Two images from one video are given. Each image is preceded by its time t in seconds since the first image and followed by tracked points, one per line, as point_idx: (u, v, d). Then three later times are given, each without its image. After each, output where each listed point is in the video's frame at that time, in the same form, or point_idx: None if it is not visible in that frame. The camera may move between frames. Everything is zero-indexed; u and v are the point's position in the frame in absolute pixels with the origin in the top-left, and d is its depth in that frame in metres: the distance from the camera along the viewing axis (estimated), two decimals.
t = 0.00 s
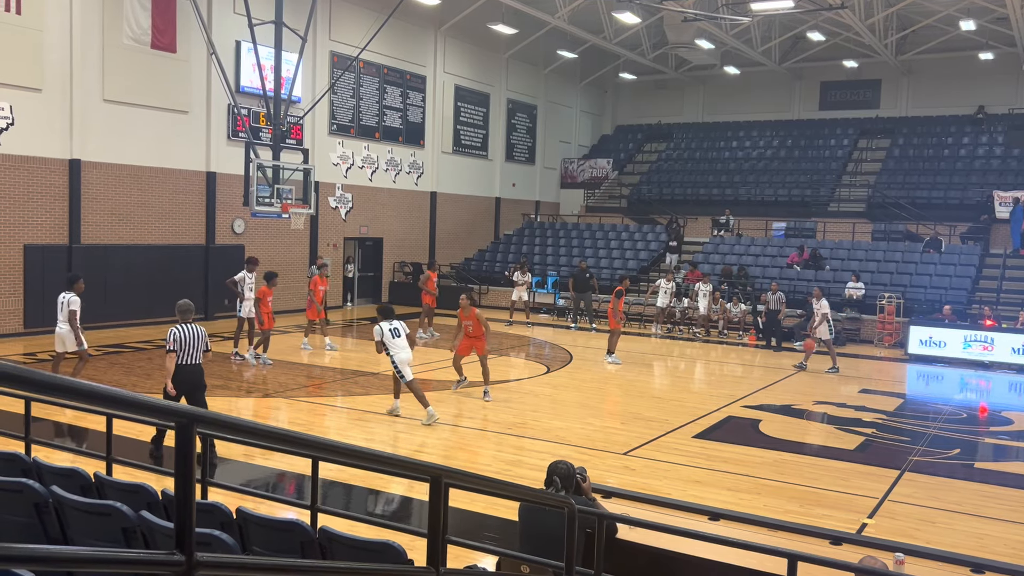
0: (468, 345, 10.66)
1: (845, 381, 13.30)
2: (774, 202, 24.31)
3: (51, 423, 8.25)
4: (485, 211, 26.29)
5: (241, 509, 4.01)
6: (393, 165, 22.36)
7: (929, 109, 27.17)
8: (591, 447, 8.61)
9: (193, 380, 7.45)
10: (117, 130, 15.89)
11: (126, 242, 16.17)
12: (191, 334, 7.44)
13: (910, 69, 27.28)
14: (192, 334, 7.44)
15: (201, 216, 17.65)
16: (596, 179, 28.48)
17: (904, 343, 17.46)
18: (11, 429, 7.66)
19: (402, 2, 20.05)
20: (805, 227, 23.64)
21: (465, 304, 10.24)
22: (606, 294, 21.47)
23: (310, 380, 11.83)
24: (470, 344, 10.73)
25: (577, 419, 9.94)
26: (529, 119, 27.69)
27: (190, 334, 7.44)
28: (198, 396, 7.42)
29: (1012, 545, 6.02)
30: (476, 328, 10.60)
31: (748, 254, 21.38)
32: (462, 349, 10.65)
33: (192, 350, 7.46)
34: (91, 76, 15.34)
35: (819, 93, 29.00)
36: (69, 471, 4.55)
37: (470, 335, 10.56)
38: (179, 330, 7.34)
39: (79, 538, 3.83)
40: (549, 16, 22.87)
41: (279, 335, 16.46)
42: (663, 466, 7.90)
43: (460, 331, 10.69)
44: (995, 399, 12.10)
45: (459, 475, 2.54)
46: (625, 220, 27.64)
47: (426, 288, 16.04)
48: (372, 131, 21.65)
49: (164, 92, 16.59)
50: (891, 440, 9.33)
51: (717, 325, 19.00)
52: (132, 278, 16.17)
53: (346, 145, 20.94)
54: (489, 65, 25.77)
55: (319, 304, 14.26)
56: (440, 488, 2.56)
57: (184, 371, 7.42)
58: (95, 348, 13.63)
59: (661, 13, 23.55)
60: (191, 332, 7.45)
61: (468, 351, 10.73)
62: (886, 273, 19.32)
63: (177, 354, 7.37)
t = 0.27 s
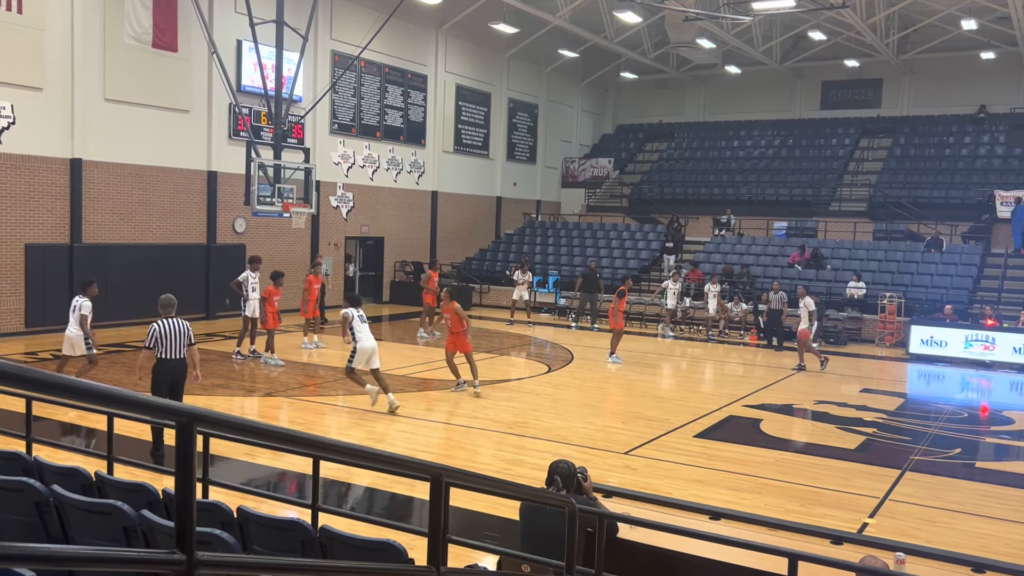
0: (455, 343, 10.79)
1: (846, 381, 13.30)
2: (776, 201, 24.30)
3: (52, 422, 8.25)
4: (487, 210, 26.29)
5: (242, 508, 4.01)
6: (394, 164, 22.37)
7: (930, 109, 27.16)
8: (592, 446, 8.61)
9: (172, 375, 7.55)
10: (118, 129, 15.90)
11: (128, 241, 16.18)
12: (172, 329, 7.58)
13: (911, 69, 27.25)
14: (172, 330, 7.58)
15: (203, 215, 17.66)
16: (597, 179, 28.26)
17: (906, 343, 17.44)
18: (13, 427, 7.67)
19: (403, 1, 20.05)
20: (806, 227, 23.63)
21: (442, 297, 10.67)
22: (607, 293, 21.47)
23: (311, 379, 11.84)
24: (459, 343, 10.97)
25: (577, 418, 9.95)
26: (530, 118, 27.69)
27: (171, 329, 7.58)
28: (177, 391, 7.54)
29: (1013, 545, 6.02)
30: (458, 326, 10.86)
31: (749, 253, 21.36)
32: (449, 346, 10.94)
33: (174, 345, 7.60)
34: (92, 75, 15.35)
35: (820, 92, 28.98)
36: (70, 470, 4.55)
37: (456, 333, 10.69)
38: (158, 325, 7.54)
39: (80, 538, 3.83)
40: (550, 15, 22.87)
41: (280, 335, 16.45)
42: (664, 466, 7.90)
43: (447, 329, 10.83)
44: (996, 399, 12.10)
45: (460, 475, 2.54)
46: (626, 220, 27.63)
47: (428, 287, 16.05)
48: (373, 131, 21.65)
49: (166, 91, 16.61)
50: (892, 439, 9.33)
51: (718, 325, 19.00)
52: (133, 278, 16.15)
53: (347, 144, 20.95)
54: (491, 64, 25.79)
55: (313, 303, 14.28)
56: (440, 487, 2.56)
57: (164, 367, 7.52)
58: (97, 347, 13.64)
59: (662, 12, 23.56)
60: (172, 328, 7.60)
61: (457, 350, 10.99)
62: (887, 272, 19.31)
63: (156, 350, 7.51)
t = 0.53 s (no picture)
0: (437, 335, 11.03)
1: (847, 380, 13.30)
2: (778, 200, 24.29)
3: (53, 420, 8.26)
4: (488, 210, 26.30)
5: (243, 507, 4.01)
6: (395, 163, 22.37)
7: (932, 108, 27.13)
8: (593, 445, 8.61)
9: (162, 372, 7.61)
10: (119, 128, 15.90)
11: (129, 239, 16.18)
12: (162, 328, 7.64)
13: (913, 68, 27.23)
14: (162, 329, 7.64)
15: (204, 213, 17.66)
16: (599, 178, 28.42)
17: (907, 342, 17.42)
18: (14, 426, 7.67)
19: None
20: (807, 226, 23.63)
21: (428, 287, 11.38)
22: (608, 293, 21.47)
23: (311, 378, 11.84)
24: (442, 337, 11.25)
25: (578, 417, 9.95)
26: (531, 117, 27.69)
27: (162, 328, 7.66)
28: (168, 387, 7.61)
29: (1014, 544, 6.01)
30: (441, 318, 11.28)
31: (750, 252, 21.34)
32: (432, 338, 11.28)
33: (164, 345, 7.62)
34: (93, 74, 15.35)
35: (822, 91, 28.95)
36: (71, 469, 4.55)
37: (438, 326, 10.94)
38: (150, 320, 7.69)
39: (81, 536, 3.83)
40: (552, 14, 22.85)
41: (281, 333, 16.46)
42: (665, 465, 7.90)
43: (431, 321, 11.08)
44: (998, 399, 12.09)
45: (461, 473, 2.54)
46: (628, 219, 27.62)
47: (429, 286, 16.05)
48: (375, 129, 21.66)
49: (167, 90, 16.62)
50: (893, 439, 9.33)
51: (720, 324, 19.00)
52: (134, 276, 16.16)
53: (349, 143, 20.96)
54: (492, 63, 25.79)
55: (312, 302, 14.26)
56: (441, 486, 2.56)
57: (150, 366, 7.55)
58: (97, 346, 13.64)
59: (664, 11, 23.56)
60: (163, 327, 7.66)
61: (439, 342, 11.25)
62: (889, 271, 19.31)
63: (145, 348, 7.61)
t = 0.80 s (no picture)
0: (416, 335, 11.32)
1: (847, 380, 13.30)
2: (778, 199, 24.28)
3: (54, 419, 8.27)
4: (489, 208, 26.30)
5: (243, 506, 4.01)
6: (396, 162, 22.36)
7: (933, 107, 27.10)
8: (593, 444, 8.62)
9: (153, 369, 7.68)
10: (120, 126, 15.91)
11: (130, 238, 16.18)
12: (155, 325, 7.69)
13: (914, 67, 27.22)
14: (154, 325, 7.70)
15: (205, 212, 17.67)
16: (600, 176, 28.32)
17: (908, 341, 17.41)
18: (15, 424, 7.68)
19: None
20: (808, 225, 23.59)
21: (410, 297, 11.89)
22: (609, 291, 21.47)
23: (312, 376, 11.86)
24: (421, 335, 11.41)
25: (579, 416, 9.96)
26: (532, 116, 27.68)
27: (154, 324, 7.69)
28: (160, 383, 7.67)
29: (1015, 544, 6.01)
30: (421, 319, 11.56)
31: (751, 251, 21.33)
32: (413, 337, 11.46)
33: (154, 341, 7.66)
34: (94, 73, 15.35)
35: (823, 90, 28.93)
36: (72, 467, 4.56)
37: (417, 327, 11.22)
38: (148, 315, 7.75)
39: (81, 534, 3.84)
40: (553, 13, 22.84)
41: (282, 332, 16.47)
42: (666, 464, 7.90)
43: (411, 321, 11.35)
44: (998, 398, 12.09)
45: (461, 472, 2.55)
46: (628, 218, 27.61)
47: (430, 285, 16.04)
48: (375, 128, 21.66)
49: (169, 89, 16.64)
50: (894, 438, 9.33)
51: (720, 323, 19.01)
52: (135, 275, 16.16)
53: (349, 142, 20.97)
54: (493, 62, 25.78)
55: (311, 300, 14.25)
56: (442, 484, 2.56)
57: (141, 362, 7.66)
58: (98, 344, 13.64)
59: (665, 10, 23.54)
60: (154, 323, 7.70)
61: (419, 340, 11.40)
62: (890, 270, 19.31)
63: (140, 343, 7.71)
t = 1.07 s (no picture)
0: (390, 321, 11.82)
1: (848, 379, 13.29)
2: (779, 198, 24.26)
3: (55, 417, 8.28)
4: (489, 207, 26.29)
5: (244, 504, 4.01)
6: (396, 160, 22.35)
7: (934, 106, 27.08)
8: (594, 443, 8.62)
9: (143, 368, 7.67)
10: (121, 125, 15.91)
11: (131, 236, 16.19)
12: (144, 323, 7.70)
13: (915, 66, 27.19)
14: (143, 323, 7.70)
15: (206, 210, 17.68)
16: (601, 174, 28.00)
17: (909, 340, 17.40)
18: (15, 423, 7.69)
19: None
20: (809, 224, 23.57)
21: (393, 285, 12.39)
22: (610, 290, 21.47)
23: (313, 375, 11.86)
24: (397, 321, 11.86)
25: (579, 415, 9.96)
26: (533, 114, 27.66)
27: (145, 321, 7.70)
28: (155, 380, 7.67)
29: (1015, 543, 6.01)
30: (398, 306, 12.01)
31: (752, 249, 21.34)
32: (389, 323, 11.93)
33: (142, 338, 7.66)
34: (95, 71, 15.35)
35: (824, 89, 28.92)
36: (73, 465, 4.56)
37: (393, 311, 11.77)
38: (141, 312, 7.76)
39: (81, 532, 3.84)
40: (553, 12, 22.83)
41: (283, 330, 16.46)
42: (667, 463, 7.90)
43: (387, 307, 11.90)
44: (999, 397, 12.09)
45: (463, 471, 2.54)
46: (629, 217, 27.60)
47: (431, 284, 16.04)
48: (376, 127, 21.65)
49: (170, 88, 16.64)
50: (894, 437, 9.33)
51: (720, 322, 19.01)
52: (136, 273, 16.16)
53: (350, 140, 20.97)
54: (494, 61, 25.79)
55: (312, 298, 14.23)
56: (443, 483, 2.56)
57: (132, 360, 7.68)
58: (98, 342, 13.64)
59: (665, 8, 23.52)
60: (142, 321, 7.70)
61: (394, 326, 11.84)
62: (890, 269, 19.32)
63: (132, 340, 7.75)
